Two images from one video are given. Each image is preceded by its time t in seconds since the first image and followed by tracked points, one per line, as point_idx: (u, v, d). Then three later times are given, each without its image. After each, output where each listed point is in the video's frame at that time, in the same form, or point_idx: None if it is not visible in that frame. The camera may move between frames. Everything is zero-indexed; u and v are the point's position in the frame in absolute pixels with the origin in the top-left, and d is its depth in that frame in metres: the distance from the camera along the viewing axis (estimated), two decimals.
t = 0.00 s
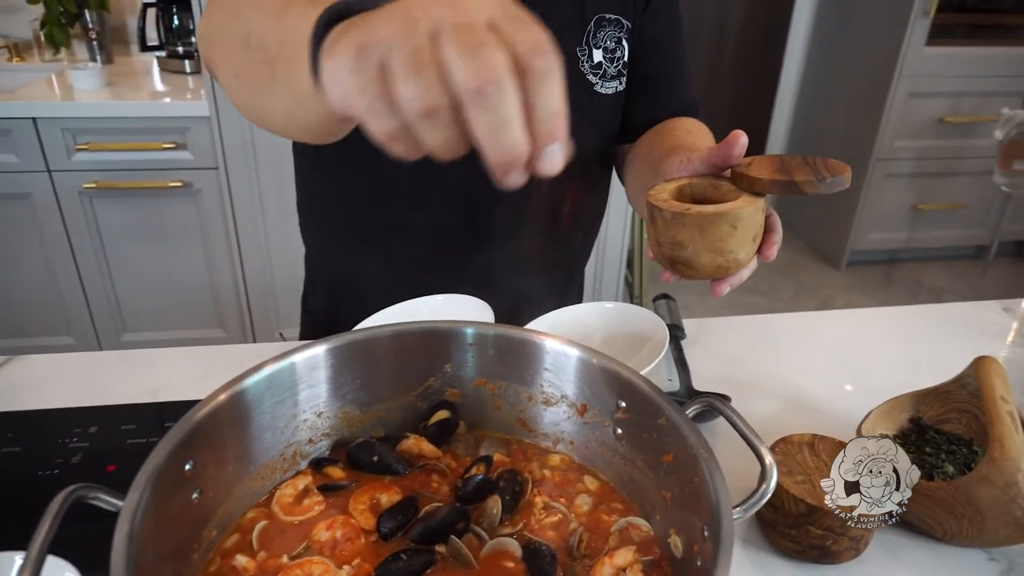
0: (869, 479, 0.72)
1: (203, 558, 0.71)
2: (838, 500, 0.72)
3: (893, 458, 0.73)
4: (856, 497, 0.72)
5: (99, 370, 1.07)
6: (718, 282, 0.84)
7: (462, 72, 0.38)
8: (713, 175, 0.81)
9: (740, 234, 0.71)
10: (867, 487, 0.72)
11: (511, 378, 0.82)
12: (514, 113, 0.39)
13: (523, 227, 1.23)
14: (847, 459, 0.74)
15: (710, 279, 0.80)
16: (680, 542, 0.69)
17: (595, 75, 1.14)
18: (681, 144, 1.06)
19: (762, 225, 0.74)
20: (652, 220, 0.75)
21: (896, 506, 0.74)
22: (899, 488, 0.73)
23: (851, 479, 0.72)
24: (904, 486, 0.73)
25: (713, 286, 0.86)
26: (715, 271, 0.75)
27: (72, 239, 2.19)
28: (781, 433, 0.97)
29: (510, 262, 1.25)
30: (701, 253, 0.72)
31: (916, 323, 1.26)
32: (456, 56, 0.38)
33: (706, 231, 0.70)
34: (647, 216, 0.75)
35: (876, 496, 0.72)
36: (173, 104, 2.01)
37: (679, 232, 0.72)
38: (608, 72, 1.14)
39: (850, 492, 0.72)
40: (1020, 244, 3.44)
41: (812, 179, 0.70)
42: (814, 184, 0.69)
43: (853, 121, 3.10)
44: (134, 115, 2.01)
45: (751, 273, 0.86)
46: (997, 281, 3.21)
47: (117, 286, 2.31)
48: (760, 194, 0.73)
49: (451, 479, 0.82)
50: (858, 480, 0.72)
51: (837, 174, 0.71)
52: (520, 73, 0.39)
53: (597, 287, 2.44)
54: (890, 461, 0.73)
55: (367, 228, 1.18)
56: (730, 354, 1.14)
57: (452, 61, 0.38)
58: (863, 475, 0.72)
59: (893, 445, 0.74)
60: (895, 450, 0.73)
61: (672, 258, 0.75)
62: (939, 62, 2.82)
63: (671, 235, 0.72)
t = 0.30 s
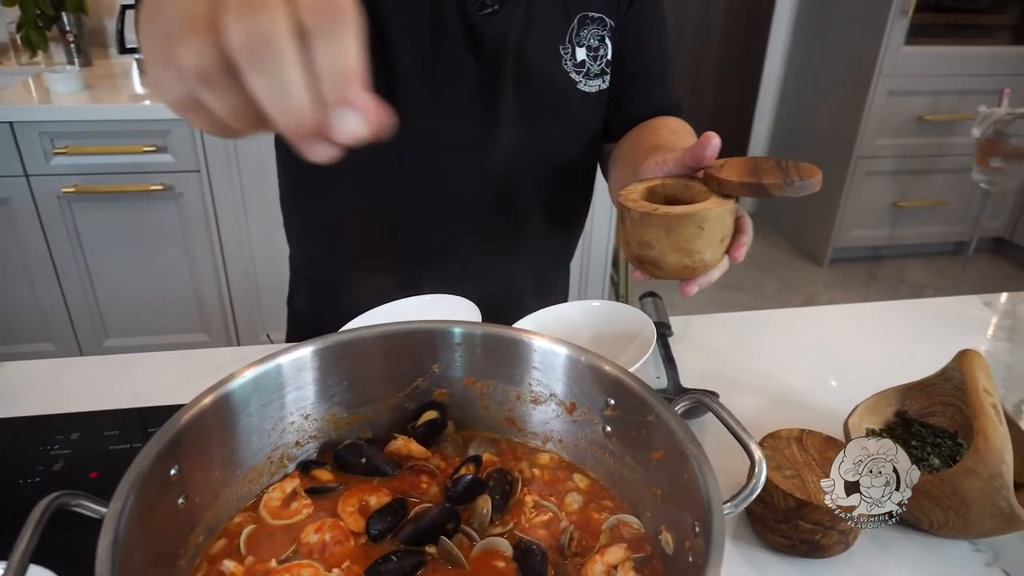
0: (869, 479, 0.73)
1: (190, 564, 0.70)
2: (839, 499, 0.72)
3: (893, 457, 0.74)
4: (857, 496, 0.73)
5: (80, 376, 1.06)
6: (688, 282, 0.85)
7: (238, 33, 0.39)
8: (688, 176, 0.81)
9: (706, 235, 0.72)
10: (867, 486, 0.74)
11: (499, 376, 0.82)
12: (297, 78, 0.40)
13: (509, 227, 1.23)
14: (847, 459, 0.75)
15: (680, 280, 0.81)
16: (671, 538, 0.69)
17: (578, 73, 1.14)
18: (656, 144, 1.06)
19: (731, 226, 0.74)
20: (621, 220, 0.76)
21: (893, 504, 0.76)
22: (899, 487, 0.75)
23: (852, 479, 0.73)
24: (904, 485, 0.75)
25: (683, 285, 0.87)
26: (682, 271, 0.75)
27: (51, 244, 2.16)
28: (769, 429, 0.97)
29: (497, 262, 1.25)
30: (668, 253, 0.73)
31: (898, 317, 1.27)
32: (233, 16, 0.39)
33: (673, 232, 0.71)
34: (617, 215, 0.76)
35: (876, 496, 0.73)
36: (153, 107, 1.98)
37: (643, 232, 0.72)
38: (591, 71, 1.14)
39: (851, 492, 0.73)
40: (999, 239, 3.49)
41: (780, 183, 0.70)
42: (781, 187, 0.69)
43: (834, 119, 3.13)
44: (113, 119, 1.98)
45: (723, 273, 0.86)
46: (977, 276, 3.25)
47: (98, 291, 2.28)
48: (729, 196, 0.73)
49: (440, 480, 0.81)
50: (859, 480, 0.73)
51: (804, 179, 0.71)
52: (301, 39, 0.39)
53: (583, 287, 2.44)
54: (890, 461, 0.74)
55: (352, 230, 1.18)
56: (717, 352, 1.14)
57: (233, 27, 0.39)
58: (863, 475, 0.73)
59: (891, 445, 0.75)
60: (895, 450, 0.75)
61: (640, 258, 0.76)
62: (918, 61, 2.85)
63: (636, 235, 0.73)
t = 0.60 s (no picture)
0: (869, 479, 0.73)
1: (186, 565, 0.69)
2: (839, 499, 0.72)
3: (893, 457, 0.74)
4: (857, 496, 0.73)
5: (69, 377, 1.04)
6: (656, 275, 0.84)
7: (155, 17, 0.46)
8: (660, 169, 0.81)
9: (672, 228, 0.72)
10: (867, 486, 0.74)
11: (495, 374, 0.82)
12: (212, 56, 0.47)
13: (501, 225, 1.23)
14: (847, 459, 0.75)
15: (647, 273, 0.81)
16: (671, 533, 0.69)
17: (559, 67, 1.13)
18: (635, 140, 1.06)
19: (698, 219, 0.74)
20: (589, 210, 0.76)
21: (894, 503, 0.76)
22: (899, 487, 0.75)
23: (852, 479, 0.73)
24: (904, 485, 0.75)
25: (651, 279, 0.86)
26: (649, 264, 0.75)
27: (37, 245, 2.14)
28: (764, 424, 0.98)
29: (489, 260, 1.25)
30: (633, 245, 0.73)
31: (888, 312, 1.28)
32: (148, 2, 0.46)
33: (637, 223, 0.71)
34: (585, 205, 0.76)
35: (876, 495, 0.73)
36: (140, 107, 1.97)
37: (608, 224, 0.73)
38: (571, 65, 1.14)
39: (851, 492, 0.73)
40: (986, 235, 3.53)
41: (747, 176, 0.70)
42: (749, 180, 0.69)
43: (822, 117, 3.15)
44: (100, 120, 1.96)
45: (691, 268, 0.85)
46: (965, 271, 3.28)
47: (85, 293, 2.25)
48: (695, 189, 0.73)
49: (438, 478, 0.81)
50: (859, 480, 0.73)
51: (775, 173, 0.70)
52: (213, 21, 0.46)
53: (575, 285, 2.44)
54: (890, 461, 0.74)
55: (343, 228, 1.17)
56: (710, 347, 1.15)
57: (148, 12, 0.46)
58: (863, 475, 0.73)
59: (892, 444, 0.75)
60: (895, 450, 0.74)
61: (605, 249, 0.76)
62: (905, 59, 2.87)
63: (602, 225, 0.74)
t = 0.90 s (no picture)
0: (869, 479, 0.74)
1: (188, 567, 0.69)
2: (839, 500, 0.73)
3: (892, 457, 0.75)
4: (856, 496, 0.74)
5: (62, 381, 1.03)
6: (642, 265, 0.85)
7: None
8: (643, 158, 0.82)
9: (655, 215, 0.72)
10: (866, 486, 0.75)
11: (494, 372, 0.82)
12: (311, 17, 0.44)
13: (495, 224, 1.23)
14: (847, 459, 0.75)
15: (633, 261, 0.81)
16: (672, 528, 0.70)
17: (544, 61, 1.13)
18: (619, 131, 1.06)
19: (681, 206, 0.75)
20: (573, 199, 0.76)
21: (894, 505, 0.77)
22: (899, 487, 0.76)
23: (852, 479, 0.74)
24: (904, 486, 0.77)
25: (635, 268, 0.85)
26: (633, 252, 0.76)
27: (24, 248, 2.12)
28: (759, 420, 0.98)
29: (483, 259, 1.25)
30: (617, 233, 0.73)
31: (878, 307, 1.30)
32: None
33: (620, 210, 0.71)
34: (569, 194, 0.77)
35: (875, 496, 0.75)
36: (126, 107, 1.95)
37: (593, 211, 0.73)
38: (557, 58, 1.13)
39: (851, 492, 0.74)
40: (971, 231, 3.57)
41: (730, 161, 0.70)
42: (730, 166, 0.70)
43: (810, 115, 3.17)
44: (85, 120, 1.94)
45: (676, 257, 0.85)
46: (951, 267, 3.32)
47: (74, 296, 2.23)
48: (678, 176, 0.74)
49: (438, 477, 0.81)
50: (859, 480, 0.74)
51: (756, 157, 0.71)
52: None
53: (566, 283, 2.45)
54: (890, 461, 0.75)
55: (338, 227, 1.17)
56: (704, 344, 1.15)
57: None
58: (863, 475, 0.74)
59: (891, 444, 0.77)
60: (895, 450, 0.75)
61: (591, 238, 0.76)
62: (891, 56, 2.90)
63: (587, 213, 0.74)
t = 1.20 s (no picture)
0: (869, 479, 0.75)
1: (194, 566, 0.69)
2: (838, 500, 0.74)
3: (892, 457, 0.76)
4: (856, 496, 0.75)
5: (59, 382, 1.03)
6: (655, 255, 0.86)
7: None
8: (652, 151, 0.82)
9: (670, 206, 0.73)
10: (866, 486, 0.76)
11: (496, 369, 0.82)
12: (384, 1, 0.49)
13: (493, 222, 1.23)
14: (847, 459, 0.75)
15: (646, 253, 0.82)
16: (675, 522, 0.70)
17: (545, 58, 1.14)
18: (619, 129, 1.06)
19: (692, 197, 0.76)
20: (587, 191, 0.76)
21: (894, 505, 0.78)
22: (899, 487, 0.77)
23: (852, 479, 0.74)
24: (904, 485, 0.77)
25: (648, 258, 0.86)
26: (648, 243, 0.76)
27: (15, 251, 2.10)
28: (757, 415, 0.99)
29: (480, 258, 1.25)
30: (633, 224, 0.74)
31: (873, 302, 1.31)
32: None
33: (636, 202, 0.72)
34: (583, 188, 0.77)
35: (876, 496, 0.75)
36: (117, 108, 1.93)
37: (609, 203, 0.73)
38: (557, 56, 1.15)
39: (851, 492, 0.74)
40: (960, 228, 3.60)
41: (739, 152, 0.71)
42: (740, 156, 0.70)
43: (800, 113, 3.19)
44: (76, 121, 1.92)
45: (687, 246, 0.86)
46: (941, 264, 3.35)
47: (65, 298, 2.22)
48: (690, 167, 0.75)
49: (441, 474, 0.81)
50: (859, 480, 0.75)
51: (765, 147, 0.72)
52: None
53: (560, 281, 2.45)
54: (890, 461, 0.76)
55: (335, 227, 1.16)
56: (702, 341, 1.16)
57: None
58: (862, 475, 0.75)
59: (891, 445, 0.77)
60: (894, 450, 0.76)
61: (606, 230, 0.76)
62: (880, 55, 2.92)
63: (602, 206, 0.74)
